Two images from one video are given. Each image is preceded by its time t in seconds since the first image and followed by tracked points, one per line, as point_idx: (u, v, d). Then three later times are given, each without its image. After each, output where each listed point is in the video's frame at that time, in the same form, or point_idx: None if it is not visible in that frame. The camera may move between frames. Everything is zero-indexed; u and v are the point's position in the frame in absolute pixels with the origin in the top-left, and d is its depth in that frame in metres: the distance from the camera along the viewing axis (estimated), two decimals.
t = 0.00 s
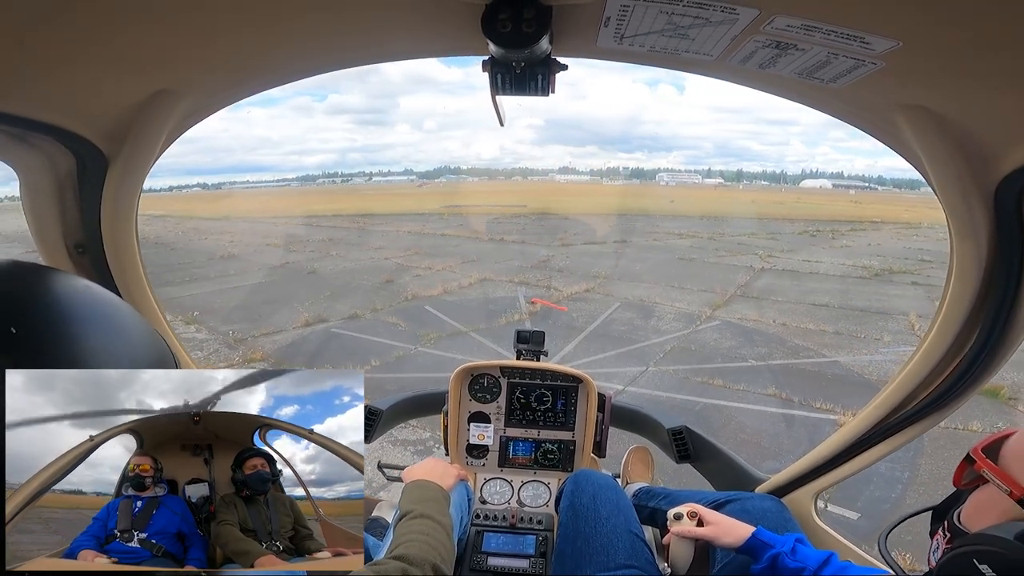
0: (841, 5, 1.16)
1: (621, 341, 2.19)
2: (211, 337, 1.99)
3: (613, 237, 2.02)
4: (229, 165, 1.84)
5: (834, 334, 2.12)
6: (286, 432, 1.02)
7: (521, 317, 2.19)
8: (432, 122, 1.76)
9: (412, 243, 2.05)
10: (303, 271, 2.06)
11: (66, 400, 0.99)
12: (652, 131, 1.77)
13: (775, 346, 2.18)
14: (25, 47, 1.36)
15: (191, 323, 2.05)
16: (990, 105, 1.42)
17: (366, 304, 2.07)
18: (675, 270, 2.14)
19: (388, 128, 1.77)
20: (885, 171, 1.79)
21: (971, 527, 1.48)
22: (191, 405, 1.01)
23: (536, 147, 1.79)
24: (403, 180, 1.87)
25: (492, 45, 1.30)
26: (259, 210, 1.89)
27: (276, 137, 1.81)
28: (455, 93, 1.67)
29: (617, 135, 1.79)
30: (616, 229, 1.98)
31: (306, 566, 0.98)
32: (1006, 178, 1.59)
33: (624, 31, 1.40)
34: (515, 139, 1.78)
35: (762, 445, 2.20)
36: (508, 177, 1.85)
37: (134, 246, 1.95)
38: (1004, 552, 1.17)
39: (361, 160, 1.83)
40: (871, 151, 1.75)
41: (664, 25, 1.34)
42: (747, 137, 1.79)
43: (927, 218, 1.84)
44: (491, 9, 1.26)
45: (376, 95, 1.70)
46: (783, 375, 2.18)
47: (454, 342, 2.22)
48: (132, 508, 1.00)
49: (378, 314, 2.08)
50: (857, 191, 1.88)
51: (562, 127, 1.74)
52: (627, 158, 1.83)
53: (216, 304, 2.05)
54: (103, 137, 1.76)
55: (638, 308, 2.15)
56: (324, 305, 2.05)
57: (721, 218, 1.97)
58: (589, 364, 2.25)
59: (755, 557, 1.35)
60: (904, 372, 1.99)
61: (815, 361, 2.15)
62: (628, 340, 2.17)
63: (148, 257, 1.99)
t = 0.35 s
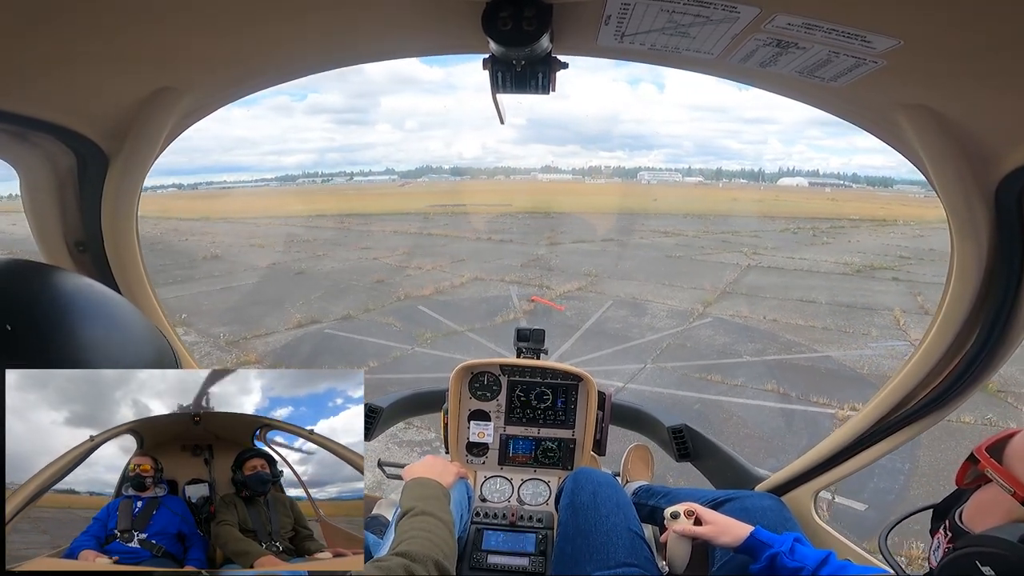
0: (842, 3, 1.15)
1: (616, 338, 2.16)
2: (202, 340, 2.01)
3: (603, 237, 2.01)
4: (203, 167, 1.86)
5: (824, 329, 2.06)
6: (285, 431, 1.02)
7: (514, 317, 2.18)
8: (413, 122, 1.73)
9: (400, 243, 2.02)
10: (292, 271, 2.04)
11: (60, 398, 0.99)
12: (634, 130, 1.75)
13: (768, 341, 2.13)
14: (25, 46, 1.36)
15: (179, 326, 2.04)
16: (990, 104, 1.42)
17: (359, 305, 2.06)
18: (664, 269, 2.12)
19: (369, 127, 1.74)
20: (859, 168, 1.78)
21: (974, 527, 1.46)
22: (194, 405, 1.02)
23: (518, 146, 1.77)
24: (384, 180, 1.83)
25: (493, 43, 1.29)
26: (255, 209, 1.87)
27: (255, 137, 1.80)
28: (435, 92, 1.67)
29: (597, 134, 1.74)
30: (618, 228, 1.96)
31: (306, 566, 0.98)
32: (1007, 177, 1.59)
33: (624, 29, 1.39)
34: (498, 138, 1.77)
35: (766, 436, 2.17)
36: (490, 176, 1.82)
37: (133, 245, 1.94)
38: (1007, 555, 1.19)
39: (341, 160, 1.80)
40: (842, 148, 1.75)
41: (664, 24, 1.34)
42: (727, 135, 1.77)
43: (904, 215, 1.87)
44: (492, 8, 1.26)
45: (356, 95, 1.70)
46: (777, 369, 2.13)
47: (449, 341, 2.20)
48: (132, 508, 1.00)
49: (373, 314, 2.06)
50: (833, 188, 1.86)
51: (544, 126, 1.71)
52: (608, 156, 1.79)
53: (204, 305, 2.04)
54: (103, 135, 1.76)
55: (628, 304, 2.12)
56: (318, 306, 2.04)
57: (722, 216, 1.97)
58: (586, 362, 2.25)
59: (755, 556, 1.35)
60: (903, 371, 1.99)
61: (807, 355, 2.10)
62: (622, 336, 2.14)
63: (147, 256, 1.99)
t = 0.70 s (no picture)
0: (837, 4, 1.16)
1: (610, 335, 2.05)
2: (190, 341, 1.91)
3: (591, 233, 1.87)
4: (180, 165, 1.86)
5: (813, 325, 1.99)
6: (282, 430, 1.02)
7: (507, 315, 2.08)
8: (395, 121, 1.68)
9: (388, 243, 1.87)
10: (279, 273, 1.91)
11: (53, 397, 1.04)
12: (617, 129, 1.69)
13: (758, 336, 2.04)
14: (29, 50, 1.37)
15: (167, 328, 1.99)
16: (985, 104, 1.43)
17: (349, 304, 1.93)
18: (648, 267, 1.95)
19: (351, 126, 1.71)
20: (833, 167, 1.75)
21: (980, 527, 1.45)
22: (194, 405, 1.02)
23: (500, 144, 1.73)
24: (366, 179, 1.77)
25: (489, 46, 1.29)
26: (262, 208, 1.79)
27: (234, 137, 1.79)
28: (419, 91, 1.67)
29: (581, 133, 1.69)
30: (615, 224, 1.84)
31: (305, 566, 0.99)
32: (1005, 176, 1.59)
33: (621, 32, 1.40)
34: (480, 137, 1.71)
35: (765, 437, 2.09)
36: (472, 177, 1.76)
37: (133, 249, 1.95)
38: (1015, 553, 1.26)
39: (321, 159, 1.76)
40: (818, 147, 1.73)
41: (661, 25, 1.34)
42: (705, 134, 1.70)
43: (883, 213, 1.83)
44: (489, 10, 1.27)
45: (337, 94, 1.71)
46: (772, 365, 2.05)
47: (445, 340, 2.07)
48: (133, 507, 1.02)
49: (364, 315, 1.93)
50: (810, 187, 1.78)
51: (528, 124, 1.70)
52: (591, 155, 1.73)
53: (190, 307, 1.95)
54: (101, 139, 1.77)
55: (621, 303, 2.00)
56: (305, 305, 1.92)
57: (717, 215, 1.85)
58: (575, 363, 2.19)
59: (757, 558, 1.35)
60: (903, 372, 1.99)
61: (798, 351, 2.02)
62: (616, 333, 2.04)
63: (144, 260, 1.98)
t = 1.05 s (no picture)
0: (833, 11, 1.18)
1: (603, 333, 2.11)
2: (178, 342, 1.95)
3: (577, 232, 1.92)
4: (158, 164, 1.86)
5: (799, 320, 2.05)
6: (281, 429, 1.03)
7: (501, 313, 2.08)
8: (375, 120, 1.72)
9: (375, 243, 1.91)
10: (263, 271, 1.95)
11: (46, 396, 1.04)
12: (599, 129, 1.72)
13: (749, 333, 2.09)
14: (29, 55, 1.37)
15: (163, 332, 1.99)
16: (978, 109, 1.44)
17: (341, 303, 1.95)
18: (641, 266, 1.99)
19: (330, 125, 1.75)
20: (809, 167, 1.81)
21: (979, 535, 1.46)
22: (193, 403, 1.03)
23: (483, 144, 1.73)
24: (347, 178, 1.82)
25: (489, 52, 1.30)
26: (251, 208, 1.84)
27: (209, 136, 1.82)
28: (398, 91, 1.68)
29: (564, 133, 1.70)
30: (613, 228, 1.89)
31: (302, 565, 1.01)
32: (1002, 178, 1.60)
33: (618, 38, 1.41)
34: (463, 137, 1.73)
35: (757, 432, 2.13)
36: (452, 175, 1.80)
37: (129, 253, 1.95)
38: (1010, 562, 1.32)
39: (300, 158, 1.80)
40: (794, 147, 1.78)
41: (658, 32, 1.36)
42: (683, 133, 1.75)
43: (855, 212, 1.87)
44: (488, 16, 1.26)
45: (320, 94, 1.71)
46: (763, 361, 2.10)
47: (439, 340, 2.09)
48: (133, 505, 1.03)
49: (355, 314, 1.97)
50: (786, 187, 1.85)
51: (514, 127, 1.68)
52: (573, 155, 1.76)
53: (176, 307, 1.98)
54: (97, 143, 1.77)
55: (611, 301, 2.04)
56: (297, 305, 1.95)
57: (718, 211, 1.90)
58: (569, 362, 2.22)
59: (754, 566, 1.35)
60: (901, 373, 1.99)
61: (787, 347, 2.08)
62: (611, 332, 2.10)
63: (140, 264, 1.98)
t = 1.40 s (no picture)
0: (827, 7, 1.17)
1: (597, 330, 2.10)
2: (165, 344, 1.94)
3: (562, 232, 1.91)
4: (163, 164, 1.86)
5: (786, 317, 2.04)
6: (281, 430, 1.07)
7: (494, 310, 2.07)
8: (355, 119, 1.73)
9: (360, 242, 1.88)
10: (248, 271, 1.92)
11: (36, 395, 1.03)
12: (579, 128, 1.72)
13: (741, 327, 2.08)
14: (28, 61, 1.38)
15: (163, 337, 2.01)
16: (977, 104, 1.43)
17: (331, 302, 1.95)
18: (613, 259, 1.98)
19: (310, 124, 1.76)
20: (786, 166, 1.82)
21: (993, 526, 1.45)
22: (197, 403, 1.05)
23: (465, 144, 1.77)
24: (326, 177, 1.80)
25: (485, 52, 1.30)
26: (253, 207, 1.81)
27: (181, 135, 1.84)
28: (379, 89, 1.70)
29: (545, 132, 1.73)
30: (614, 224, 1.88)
31: (304, 565, 1.01)
32: (998, 173, 1.59)
33: (614, 36, 1.41)
34: (444, 136, 1.75)
35: (756, 426, 2.11)
36: (436, 174, 1.80)
37: (129, 258, 1.96)
38: None
39: (276, 157, 1.79)
40: (771, 145, 1.80)
41: (653, 29, 1.36)
42: (664, 132, 1.74)
43: (832, 210, 1.85)
44: (482, 17, 1.27)
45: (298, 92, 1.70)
46: (758, 356, 2.09)
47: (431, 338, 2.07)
48: (131, 504, 1.05)
49: (348, 314, 1.96)
50: (764, 186, 1.84)
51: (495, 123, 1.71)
52: (555, 153, 1.76)
53: (165, 307, 1.98)
54: (94, 147, 1.78)
55: (601, 297, 2.04)
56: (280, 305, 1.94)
57: (715, 217, 1.88)
58: (565, 361, 2.22)
59: (760, 561, 1.36)
60: (900, 373, 1.96)
61: (779, 342, 2.07)
62: (604, 329, 2.09)
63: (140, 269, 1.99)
